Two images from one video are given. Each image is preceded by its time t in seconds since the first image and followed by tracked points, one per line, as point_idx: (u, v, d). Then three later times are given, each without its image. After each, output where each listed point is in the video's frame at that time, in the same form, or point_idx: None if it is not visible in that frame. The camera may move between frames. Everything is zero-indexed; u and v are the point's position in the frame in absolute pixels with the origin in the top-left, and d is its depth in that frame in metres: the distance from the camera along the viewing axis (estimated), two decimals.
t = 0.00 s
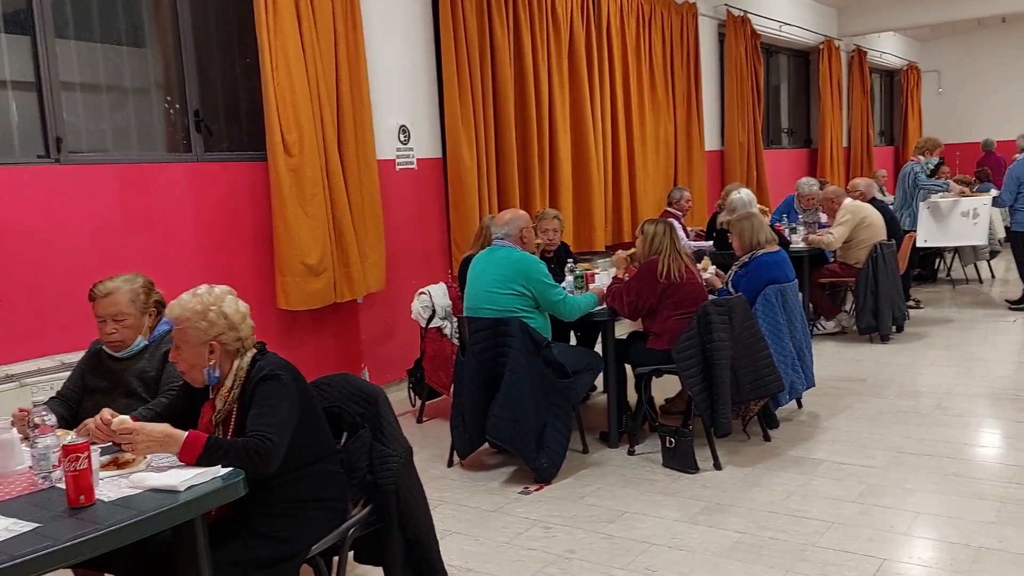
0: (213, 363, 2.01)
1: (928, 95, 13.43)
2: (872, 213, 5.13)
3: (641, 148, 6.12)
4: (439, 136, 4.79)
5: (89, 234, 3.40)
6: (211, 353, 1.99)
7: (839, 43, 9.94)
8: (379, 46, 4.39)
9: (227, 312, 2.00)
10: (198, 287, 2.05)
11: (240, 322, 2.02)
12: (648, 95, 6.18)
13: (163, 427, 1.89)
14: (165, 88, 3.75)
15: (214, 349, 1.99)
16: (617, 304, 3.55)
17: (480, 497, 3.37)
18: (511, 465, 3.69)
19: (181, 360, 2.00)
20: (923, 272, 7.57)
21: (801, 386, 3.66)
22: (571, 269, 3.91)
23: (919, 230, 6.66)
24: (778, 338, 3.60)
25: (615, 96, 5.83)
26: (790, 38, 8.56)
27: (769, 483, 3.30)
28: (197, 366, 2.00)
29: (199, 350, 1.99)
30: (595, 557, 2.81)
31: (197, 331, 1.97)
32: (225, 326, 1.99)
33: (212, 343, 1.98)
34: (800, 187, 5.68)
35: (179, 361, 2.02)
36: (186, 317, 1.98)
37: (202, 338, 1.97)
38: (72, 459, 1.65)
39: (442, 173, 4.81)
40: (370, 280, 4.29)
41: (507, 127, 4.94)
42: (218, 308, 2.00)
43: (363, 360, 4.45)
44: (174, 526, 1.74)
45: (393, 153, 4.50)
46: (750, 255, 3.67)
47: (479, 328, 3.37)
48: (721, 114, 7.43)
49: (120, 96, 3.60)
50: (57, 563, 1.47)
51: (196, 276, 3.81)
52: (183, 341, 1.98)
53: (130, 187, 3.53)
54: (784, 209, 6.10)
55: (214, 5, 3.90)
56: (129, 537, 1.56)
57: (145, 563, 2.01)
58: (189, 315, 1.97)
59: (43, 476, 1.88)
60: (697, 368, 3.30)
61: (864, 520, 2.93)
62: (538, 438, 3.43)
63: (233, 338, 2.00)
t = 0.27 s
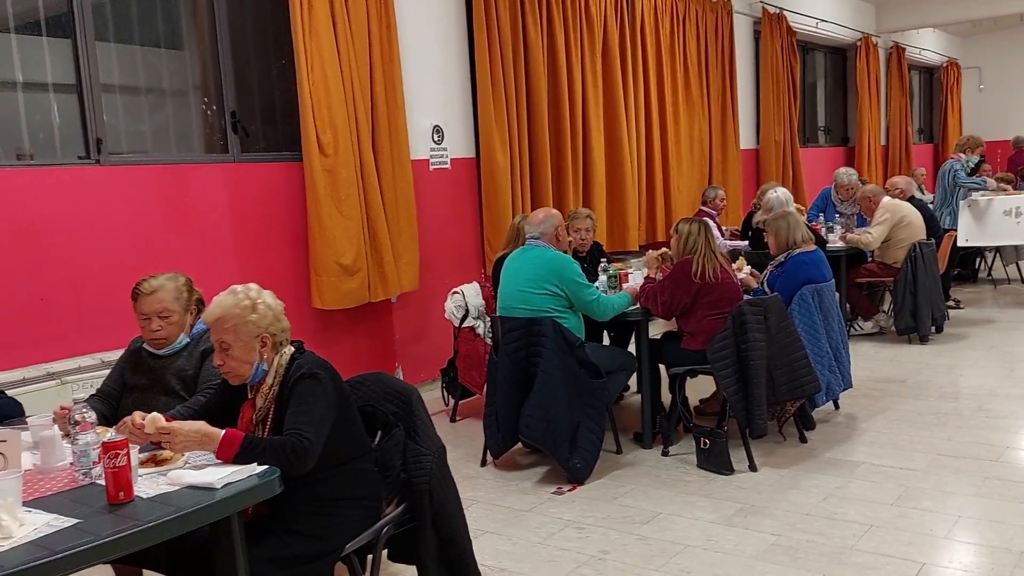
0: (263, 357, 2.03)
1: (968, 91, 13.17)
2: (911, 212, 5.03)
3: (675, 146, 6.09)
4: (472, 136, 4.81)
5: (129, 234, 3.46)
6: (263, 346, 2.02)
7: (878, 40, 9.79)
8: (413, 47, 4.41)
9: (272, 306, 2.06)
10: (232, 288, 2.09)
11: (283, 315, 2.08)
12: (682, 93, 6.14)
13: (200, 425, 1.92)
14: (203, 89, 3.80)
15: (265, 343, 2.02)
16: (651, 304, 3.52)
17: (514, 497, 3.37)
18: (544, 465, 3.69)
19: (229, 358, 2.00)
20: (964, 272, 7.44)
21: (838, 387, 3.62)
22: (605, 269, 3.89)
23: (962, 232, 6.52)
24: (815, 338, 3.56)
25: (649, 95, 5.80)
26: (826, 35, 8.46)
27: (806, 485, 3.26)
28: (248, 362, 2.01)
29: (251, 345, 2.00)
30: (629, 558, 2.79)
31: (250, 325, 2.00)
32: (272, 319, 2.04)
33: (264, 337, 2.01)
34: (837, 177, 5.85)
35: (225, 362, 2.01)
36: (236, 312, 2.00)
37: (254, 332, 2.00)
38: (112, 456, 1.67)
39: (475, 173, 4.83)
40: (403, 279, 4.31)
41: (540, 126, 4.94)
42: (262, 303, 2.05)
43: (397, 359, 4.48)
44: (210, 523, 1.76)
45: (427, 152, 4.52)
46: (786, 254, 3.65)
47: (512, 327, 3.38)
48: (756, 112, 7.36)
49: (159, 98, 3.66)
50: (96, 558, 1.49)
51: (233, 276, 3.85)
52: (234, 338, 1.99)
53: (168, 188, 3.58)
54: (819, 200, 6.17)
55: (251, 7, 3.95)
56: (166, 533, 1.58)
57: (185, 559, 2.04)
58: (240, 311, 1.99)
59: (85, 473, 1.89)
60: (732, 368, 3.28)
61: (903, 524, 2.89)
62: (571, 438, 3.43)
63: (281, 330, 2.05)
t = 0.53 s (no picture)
0: (286, 356, 2.04)
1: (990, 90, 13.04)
2: (932, 211, 4.98)
3: (693, 145, 6.06)
4: (490, 136, 4.81)
5: (150, 234, 3.49)
6: (287, 345, 2.03)
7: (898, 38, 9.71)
8: (431, 47, 4.42)
9: (297, 305, 2.08)
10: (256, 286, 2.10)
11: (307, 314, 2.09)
12: (700, 92, 6.12)
13: (220, 424, 1.94)
14: (223, 90, 3.83)
15: (289, 342, 2.04)
16: (669, 304, 3.50)
17: (532, 496, 3.36)
18: (562, 465, 3.68)
19: (253, 355, 2.01)
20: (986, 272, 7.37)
21: (859, 388, 3.59)
22: (623, 268, 3.88)
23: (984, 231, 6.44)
24: (835, 339, 3.53)
25: (667, 94, 5.78)
26: (846, 33, 8.41)
27: (826, 486, 3.24)
28: (271, 360, 2.02)
29: (275, 343, 2.01)
30: (648, 558, 2.78)
31: (276, 323, 2.01)
32: (298, 318, 2.06)
33: (289, 335, 2.03)
34: (861, 165, 5.84)
35: (248, 359, 2.02)
36: (262, 310, 2.01)
37: (280, 330, 2.01)
38: (133, 454, 1.68)
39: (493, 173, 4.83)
40: (421, 279, 4.32)
41: (558, 125, 4.94)
42: (288, 301, 2.07)
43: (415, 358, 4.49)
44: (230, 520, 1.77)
45: (445, 153, 4.53)
46: (807, 254, 3.62)
47: (529, 327, 3.38)
48: (775, 111, 7.32)
49: (179, 99, 3.69)
50: (117, 555, 1.50)
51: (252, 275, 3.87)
52: (260, 335, 2.00)
53: (189, 188, 3.61)
54: (840, 192, 6.08)
55: (269, 8, 3.97)
56: (185, 530, 1.59)
57: (206, 556, 2.05)
58: (267, 308, 2.01)
59: (107, 470, 1.91)
60: (751, 368, 3.26)
61: (925, 525, 2.86)
62: (590, 438, 3.42)
63: (305, 329, 2.07)
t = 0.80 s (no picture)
0: (318, 355, 2.06)
1: None
2: (965, 210, 4.93)
3: (721, 143, 6.02)
4: (516, 136, 4.82)
5: (181, 234, 3.53)
6: (320, 345, 2.06)
7: (930, 34, 9.58)
8: (457, 48, 4.43)
9: (331, 305, 2.10)
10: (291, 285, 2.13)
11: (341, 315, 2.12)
12: (728, 91, 6.08)
13: (247, 422, 1.95)
14: (252, 93, 3.87)
15: (322, 342, 2.06)
16: (697, 304, 3.49)
17: (558, 497, 3.36)
18: (588, 466, 3.67)
19: (286, 353, 2.03)
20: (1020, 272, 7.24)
21: (890, 389, 3.55)
22: (650, 269, 3.87)
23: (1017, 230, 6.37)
24: (865, 339, 3.49)
25: (694, 93, 5.75)
26: (876, 30, 8.31)
27: (856, 488, 3.20)
28: (303, 358, 2.04)
29: (309, 342, 2.04)
30: (675, 560, 2.77)
31: (311, 321, 2.04)
32: (331, 317, 2.08)
33: (322, 334, 2.05)
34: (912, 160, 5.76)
35: (282, 357, 2.04)
36: (297, 308, 2.04)
37: (314, 329, 2.04)
38: (164, 452, 1.71)
39: (519, 173, 4.83)
40: (447, 279, 4.34)
41: (584, 125, 4.93)
42: (322, 302, 2.09)
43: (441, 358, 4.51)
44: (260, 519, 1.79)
45: (471, 153, 4.54)
46: (836, 254, 3.61)
47: (555, 327, 3.38)
48: (804, 109, 7.25)
49: (209, 102, 3.73)
50: (150, 552, 1.52)
51: (281, 275, 3.91)
52: (294, 333, 2.02)
53: (219, 190, 3.65)
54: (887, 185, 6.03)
55: (297, 10, 4.00)
56: (214, 529, 1.61)
57: (236, 555, 2.07)
58: (302, 307, 2.03)
59: (139, 468, 1.93)
60: (779, 369, 3.23)
61: (957, 529, 2.82)
62: (616, 439, 3.41)
63: (338, 329, 2.09)
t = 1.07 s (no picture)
0: (345, 353, 2.07)
1: None
2: (999, 209, 4.87)
3: (747, 142, 5.99)
4: (540, 135, 4.82)
5: (209, 234, 3.57)
6: (347, 343, 2.06)
7: (960, 31, 9.46)
8: (482, 48, 4.44)
9: (359, 304, 2.11)
10: (320, 283, 2.13)
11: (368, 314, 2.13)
12: (754, 89, 6.04)
13: (275, 417, 1.95)
14: (279, 93, 3.90)
15: (349, 340, 2.07)
16: (723, 304, 3.47)
17: (583, 496, 3.36)
18: (613, 465, 3.66)
19: (314, 351, 2.04)
20: None
21: (919, 389, 3.51)
22: (676, 268, 3.87)
23: None
24: (894, 339, 3.46)
25: (720, 91, 5.72)
26: (904, 27, 8.22)
27: (885, 490, 3.17)
28: (331, 356, 2.05)
29: (336, 340, 2.05)
30: (701, 560, 2.76)
31: (339, 320, 2.04)
32: (359, 316, 2.09)
33: (350, 333, 2.06)
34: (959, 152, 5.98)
35: (310, 355, 2.05)
36: (325, 307, 2.05)
37: (342, 327, 2.04)
38: (195, 449, 1.72)
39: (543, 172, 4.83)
40: (472, 278, 4.35)
41: (609, 124, 4.92)
42: (350, 300, 2.10)
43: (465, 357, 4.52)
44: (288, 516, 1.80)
45: (495, 153, 4.55)
46: (865, 252, 3.59)
47: (580, 326, 3.37)
48: (831, 107, 7.19)
49: (237, 102, 3.76)
50: (180, 548, 1.54)
51: (307, 274, 3.93)
52: (322, 332, 2.03)
53: (246, 189, 3.68)
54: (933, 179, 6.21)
55: (323, 11, 4.03)
56: (243, 526, 1.62)
57: (265, 551, 2.08)
58: (331, 306, 2.04)
59: (169, 465, 1.95)
60: (806, 369, 3.21)
61: (989, 532, 2.78)
62: (641, 439, 3.40)
63: (365, 328, 2.10)
